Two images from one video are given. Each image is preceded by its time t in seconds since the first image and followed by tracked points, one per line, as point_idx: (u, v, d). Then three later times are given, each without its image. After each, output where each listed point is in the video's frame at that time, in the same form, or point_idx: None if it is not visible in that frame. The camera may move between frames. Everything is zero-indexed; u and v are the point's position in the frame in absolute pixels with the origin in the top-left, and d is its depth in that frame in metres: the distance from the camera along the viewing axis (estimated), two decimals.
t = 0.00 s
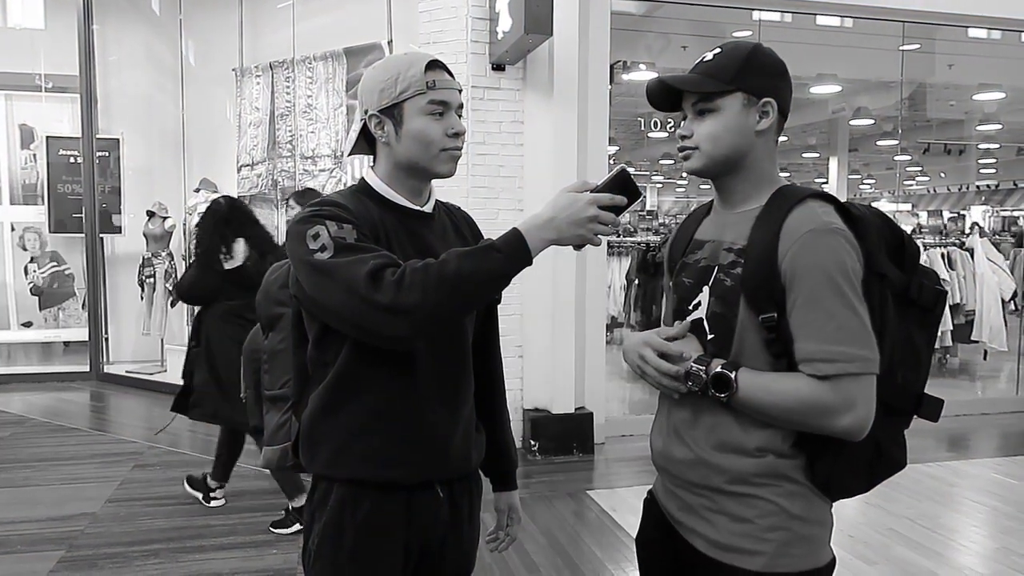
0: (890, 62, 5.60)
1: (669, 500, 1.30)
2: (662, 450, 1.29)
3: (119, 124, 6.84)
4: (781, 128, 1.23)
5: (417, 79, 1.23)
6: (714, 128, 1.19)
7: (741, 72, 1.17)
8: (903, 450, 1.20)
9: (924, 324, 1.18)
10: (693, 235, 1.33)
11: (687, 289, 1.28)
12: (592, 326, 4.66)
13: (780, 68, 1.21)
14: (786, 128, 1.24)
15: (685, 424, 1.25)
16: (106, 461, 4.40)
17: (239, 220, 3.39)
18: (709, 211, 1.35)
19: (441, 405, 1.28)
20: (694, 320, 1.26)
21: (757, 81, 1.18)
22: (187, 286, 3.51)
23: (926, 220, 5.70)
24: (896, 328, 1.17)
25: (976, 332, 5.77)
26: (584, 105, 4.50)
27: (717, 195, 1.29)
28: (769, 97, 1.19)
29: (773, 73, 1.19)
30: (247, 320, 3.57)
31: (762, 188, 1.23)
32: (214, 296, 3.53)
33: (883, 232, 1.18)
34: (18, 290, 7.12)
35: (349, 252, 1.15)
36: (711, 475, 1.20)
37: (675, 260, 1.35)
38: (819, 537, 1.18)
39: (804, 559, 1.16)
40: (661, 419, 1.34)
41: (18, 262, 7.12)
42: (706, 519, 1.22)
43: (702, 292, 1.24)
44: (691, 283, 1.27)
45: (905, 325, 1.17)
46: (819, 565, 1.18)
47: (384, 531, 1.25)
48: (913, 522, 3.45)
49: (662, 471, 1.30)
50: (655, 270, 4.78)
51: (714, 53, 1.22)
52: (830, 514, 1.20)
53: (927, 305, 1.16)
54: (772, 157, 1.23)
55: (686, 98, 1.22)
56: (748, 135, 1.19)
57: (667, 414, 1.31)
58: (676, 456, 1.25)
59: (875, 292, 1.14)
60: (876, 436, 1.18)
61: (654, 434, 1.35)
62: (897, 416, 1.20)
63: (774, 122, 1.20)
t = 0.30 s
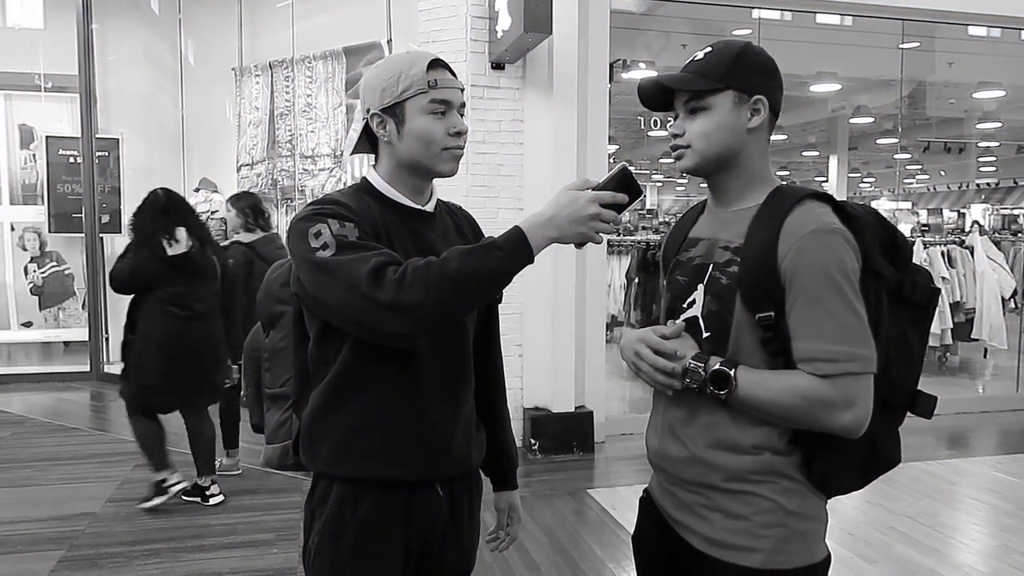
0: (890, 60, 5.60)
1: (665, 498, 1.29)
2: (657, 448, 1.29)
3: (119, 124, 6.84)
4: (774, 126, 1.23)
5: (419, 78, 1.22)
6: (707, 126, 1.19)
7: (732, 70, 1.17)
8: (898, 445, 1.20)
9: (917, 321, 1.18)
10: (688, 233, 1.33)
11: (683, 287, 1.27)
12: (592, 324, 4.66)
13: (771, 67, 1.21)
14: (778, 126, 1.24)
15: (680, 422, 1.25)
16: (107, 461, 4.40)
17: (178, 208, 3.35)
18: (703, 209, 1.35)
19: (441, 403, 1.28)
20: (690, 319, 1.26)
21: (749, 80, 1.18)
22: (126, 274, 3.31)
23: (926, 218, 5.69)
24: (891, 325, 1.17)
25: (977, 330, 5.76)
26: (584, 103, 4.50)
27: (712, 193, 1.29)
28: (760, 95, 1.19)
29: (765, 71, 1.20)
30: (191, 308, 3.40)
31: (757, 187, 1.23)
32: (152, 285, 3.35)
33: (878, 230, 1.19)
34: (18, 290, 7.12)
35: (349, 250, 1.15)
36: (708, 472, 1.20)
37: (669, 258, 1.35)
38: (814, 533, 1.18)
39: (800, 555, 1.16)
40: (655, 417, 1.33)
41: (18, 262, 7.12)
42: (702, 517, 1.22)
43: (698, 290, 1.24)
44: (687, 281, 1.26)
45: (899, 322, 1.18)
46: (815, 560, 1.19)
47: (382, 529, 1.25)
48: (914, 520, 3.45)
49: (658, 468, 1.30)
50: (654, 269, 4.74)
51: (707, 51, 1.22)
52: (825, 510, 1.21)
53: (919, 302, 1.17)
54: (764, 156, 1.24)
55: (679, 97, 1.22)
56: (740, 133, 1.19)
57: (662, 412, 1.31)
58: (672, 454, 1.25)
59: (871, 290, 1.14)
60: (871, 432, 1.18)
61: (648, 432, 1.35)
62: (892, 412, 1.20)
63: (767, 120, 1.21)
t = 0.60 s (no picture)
0: (889, 59, 5.61)
1: (663, 497, 1.29)
2: (655, 447, 1.28)
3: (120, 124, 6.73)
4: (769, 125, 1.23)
5: (408, 74, 1.23)
6: (702, 124, 1.19)
7: (727, 69, 1.17)
8: (895, 442, 1.20)
9: (912, 318, 1.18)
10: (684, 232, 1.33)
11: (680, 285, 1.27)
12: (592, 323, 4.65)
13: (767, 66, 1.21)
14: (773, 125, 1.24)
15: (678, 419, 1.25)
16: (107, 460, 4.40)
17: (106, 216, 3.46)
18: (699, 208, 1.34)
19: (441, 401, 1.28)
20: (686, 317, 1.26)
21: (744, 79, 1.18)
22: (49, 285, 3.36)
23: (926, 216, 5.68)
24: (887, 322, 1.17)
25: (976, 329, 5.77)
26: (583, 102, 4.50)
27: (708, 192, 1.29)
28: (756, 93, 1.19)
29: (760, 70, 1.19)
30: (117, 313, 3.48)
31: (754, 185, 1.23)
32: (77, 293, 3.40)
33: (874, 227, 1.19)
34: (18, 289, 7.12)
35: (347, 248, 1.14)
36: (706, 470, 1.20)
37: (666, 257, 1.35)
38: (812, 530, 1.19)
39: (798, 553, 1.17)
40: (652, 415, 1.33)
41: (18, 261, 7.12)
42: (700, 514, 1.22)
43: (695, 287, 1.24)
44: (684, 279, 1.27)
45: (895, 319, 1.18)
46: (813, 557, 1.19)
47: (381, 528, 1.25)
48: (913, 519, 3.46)
49: (655, 467, 1.30)
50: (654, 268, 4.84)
51: (701, 50, 1.22)
52: (823, 507, 1.21)
53: (915, 300, 1.17)
54: (760, 154, 1.24)
55: (675, 96, 1.22)
56: (736, 132, 1.19)
57: (659, 410, 1.30)
58: (669, 453, 1.25)
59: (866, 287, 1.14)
60: (869, 429, 1.18)
61: (646, 430, 1.34)
62: (888, 409, 1.20)
63: (763, 119, 1.20)
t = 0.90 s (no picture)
0: (888, 58, 5.61)
1: (661, 496, 1.29)
2: (652, 446, 1.28)
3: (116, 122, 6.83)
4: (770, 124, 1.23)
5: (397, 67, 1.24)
6: (702, 123, 1.19)
7: (729, 69, 1.17)
8: (891, 440, 1.21)
9: (908, 316, 1.18)
10: (682, 230, 1.32)
11: (676, 283, 1.27)
12: (591, 322, 4.65)
13: (768, 66, 1.21)
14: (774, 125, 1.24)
15: (675, 418, 1.25)
16: (106, 459, 4.40)
17: (48, 209, 3.51)
18: (697, 206, 1.34)
19: (439, 400, 1.28)
20: (683, 314, 1.25)
21: (746, 78, 1.18)
22: None
23: (925, 215, 5.67)
24: (884, 321, 1.17)
25: (975, 328, 5.78)
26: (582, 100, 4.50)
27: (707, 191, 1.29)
28: (757, 93, 1.19)
29: (762, 70, 1.19)
30: (48, 305, 3.54)
31: (752, 184, 1.23)
32: (7, 282, 3.47)
33: (870, 225, 1.19)
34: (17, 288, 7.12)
35: (344, 246, 1.14)
36: (705, 469, 1.20)
37: (663, 255, 1.35)
38: (811, 528, 1.19)
39: (797, 551, 1.17)
40: (649, 414, 1.33)
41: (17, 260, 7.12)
42: (699, 514, 1.22)
43: (692, 285, 1.24)
44: (681, 277, 1.26)
45: (892, 318, 1.18)
46: (812, 555, 1.19)
47: (381, 527, 1.25)
48: (912, 517, 3.46)
49: (653, 466, 1.30)
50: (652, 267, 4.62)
51: (702, 49, 1.22)
52: (821, 505, 1.21)
53: (913, 298, 1.17)
54: (760, 154, 1.23)
55: (676, 94, 1.21)
56: (737, 131, 1.19)
57: (656, 408, 1.30)
58: (667, 452, 1.25)
59: (865, 286, 1.14)
60: (867, 427, 1.18)
61: (643, 429, 1.34)
62: (887, 407, 1.20)
63: (763, 118, 1.20)
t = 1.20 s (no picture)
0: (888, 57, 5.61)
1: (659, 495, 1.29)
2: (650, 446, 1.28)
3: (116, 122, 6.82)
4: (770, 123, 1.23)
5: (411, 71, 1.22)
6: (703, 121, 1.18)
7: (730, 68, 1.17)
8: (889, 439, 1.21)
9: (908, 316, 1.18)
10: (681, 229, 1.32)
11: (674, 281, 1.27)
12: (591, 321, 4.65)
13: (769, 65, 1.21)
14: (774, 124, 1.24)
15: (673, 418, 1.25)
16: (105, 459, 4.40)
17: None
18: (696, 205, 1.34)
19: (437, 400, 1.28)
20: (681, 313, 1.25)
21: (746, 77, 1.17)
22: None
23: (925, 215, 5.67)
24: (883, 321, 1.17)
25: (975, 327, 5.78)
26: (582, 100, 4.50)
27: (706, 189, 1.29)
28: (757, 92, 1.18)
29: (762, 69, 1.19)
30: None
31: (751, 183, 1.23)
32: None
33: (871, 225, 1.19)
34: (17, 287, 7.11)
35: (341, 247, 1.14)
36: (702, 469, 1.19)
37: (662, 254, 1.35)
38: (808, 527, 1.19)
39: (794, 551, 1.17)
40: (646, 413, 1.33)
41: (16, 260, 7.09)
42: (696, 513, 1.22)
43: (690, 284, 1.24)
44: (678, 276, 1.26)
45: (891, 318, 1.18)
46: (810, 555, 1.19)
47: (378, 527, 1.25)
48: (911, 517, 3.46)
49: (651, 466, 1.30)
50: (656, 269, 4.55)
51: (704, 48, 1.22)
52: (819, 504, 1.21)
53: (912, 298, 1.17)
54: (760, 153, 1.23)
55: (675, 92, 1.21)
56: (737, 130, 1.19)
57: (654, 408, 1.30)
58: (665, 452, 1.25)
59: (863, 285, 1.14)
60: (864, 427, 1.19)
61: (641, 429, 1.34)
62: (885, 406, 1.20)
63: (764, 117, 1.20)
